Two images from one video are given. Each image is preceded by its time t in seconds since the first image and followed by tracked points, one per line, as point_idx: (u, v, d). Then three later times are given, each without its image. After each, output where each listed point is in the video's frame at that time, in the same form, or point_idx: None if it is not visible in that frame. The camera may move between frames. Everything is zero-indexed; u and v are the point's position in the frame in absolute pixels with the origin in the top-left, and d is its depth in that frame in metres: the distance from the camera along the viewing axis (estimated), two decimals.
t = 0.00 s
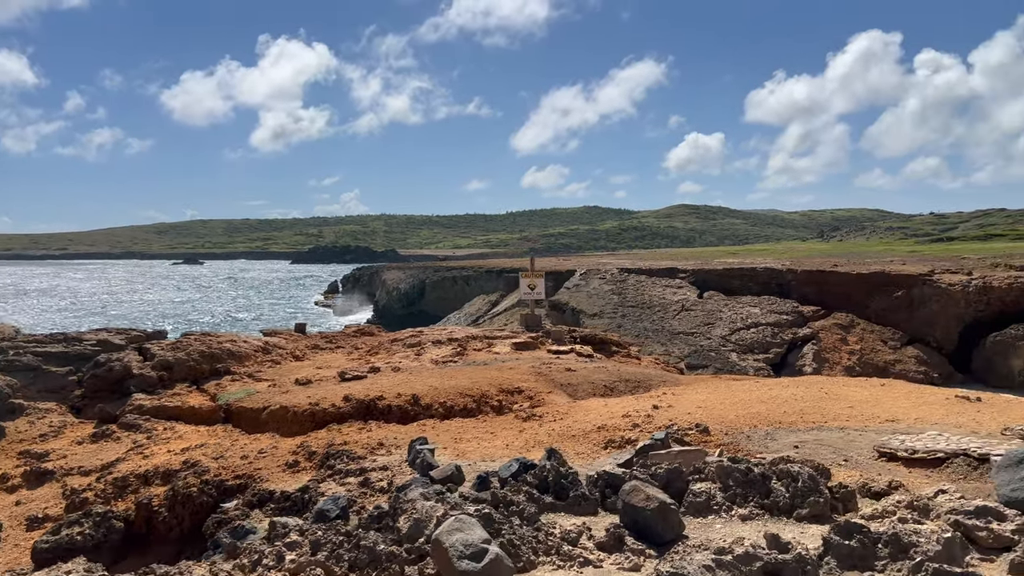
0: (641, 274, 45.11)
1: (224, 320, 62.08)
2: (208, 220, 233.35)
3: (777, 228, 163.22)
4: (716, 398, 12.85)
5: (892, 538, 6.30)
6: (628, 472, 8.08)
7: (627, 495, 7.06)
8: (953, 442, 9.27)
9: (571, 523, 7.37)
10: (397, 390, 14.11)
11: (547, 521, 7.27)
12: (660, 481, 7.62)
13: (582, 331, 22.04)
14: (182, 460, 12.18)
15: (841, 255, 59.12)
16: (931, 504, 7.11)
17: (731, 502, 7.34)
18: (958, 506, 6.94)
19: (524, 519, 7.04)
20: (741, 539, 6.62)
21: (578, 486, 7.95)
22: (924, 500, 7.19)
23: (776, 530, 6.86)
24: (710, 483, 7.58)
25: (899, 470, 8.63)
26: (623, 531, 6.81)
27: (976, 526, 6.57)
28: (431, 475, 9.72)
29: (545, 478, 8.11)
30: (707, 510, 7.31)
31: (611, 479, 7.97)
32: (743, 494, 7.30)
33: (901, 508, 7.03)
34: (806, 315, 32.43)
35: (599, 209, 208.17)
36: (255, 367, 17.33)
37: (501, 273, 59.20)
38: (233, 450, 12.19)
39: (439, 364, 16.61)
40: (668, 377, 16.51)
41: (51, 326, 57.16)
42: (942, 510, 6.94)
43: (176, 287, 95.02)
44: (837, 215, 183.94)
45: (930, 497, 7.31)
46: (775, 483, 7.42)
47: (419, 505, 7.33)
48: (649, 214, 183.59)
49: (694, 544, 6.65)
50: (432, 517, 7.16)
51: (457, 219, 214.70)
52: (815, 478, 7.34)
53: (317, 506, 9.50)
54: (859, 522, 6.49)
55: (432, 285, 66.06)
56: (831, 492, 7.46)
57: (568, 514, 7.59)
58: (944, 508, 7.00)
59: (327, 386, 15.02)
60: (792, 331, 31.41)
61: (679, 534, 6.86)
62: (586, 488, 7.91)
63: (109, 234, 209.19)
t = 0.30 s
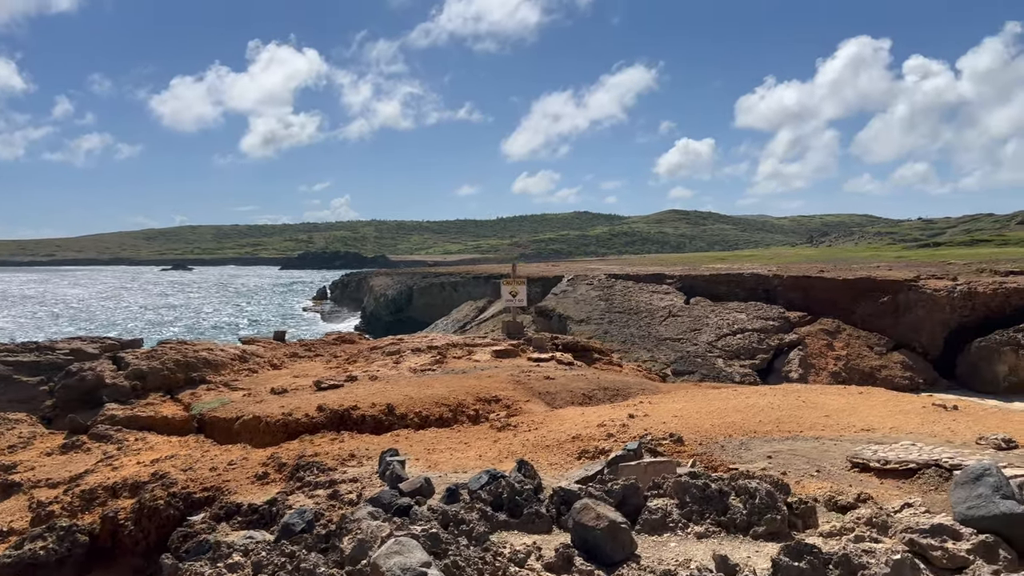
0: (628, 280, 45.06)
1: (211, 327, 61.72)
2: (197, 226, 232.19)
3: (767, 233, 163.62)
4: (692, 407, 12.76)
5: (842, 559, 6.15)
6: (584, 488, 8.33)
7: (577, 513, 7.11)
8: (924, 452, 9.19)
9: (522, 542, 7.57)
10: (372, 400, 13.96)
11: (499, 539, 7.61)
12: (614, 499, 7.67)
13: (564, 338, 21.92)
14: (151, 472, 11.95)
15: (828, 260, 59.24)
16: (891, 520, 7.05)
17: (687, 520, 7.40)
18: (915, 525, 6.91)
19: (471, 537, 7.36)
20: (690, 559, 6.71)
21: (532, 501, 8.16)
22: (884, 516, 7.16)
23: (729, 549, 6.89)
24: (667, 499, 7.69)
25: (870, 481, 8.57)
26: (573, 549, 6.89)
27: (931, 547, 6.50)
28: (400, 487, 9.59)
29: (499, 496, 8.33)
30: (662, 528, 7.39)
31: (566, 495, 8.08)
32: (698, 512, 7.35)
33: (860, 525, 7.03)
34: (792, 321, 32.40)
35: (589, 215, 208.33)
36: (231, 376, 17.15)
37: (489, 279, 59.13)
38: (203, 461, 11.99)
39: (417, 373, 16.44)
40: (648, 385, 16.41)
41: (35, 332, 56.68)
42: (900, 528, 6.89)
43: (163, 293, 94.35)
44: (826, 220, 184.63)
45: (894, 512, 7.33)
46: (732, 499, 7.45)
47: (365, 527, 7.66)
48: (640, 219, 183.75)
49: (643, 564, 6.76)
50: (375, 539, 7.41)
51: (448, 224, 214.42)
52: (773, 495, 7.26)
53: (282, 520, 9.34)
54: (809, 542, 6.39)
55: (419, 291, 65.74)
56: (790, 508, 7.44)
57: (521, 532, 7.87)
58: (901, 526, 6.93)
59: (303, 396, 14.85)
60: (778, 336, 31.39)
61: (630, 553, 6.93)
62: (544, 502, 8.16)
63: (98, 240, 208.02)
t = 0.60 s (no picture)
0: (619, 288, 44.99)
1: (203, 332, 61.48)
2: (190, 231, 231.50)
3: (760, 241, 163.85)
4: (674, 416, 12.63)
5: None
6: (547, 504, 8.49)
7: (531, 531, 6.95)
8: (903, 464, 9.06)
9: (477, 560, 7.78)
10: (351, 409, 13.78)
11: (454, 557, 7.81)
12: (574, 516, 7.63)
13: (550, 346, 21.79)
14: (123, 481, 11.75)
15: (821, 268, 59.26)
16: (856, 538, 6.95)
17: (648, 537, 7.28)
18: (879, 544, 6.79)
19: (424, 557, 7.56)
20: None
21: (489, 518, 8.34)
22: (850, 533, 7.05)
23: (688, 569, 6.79)
24: (629, 515, 7.60)
25: (848, 494, 8.45)
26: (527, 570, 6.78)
27: (893, 567, 6.32)
28: (373, 498, 9.45)
29: (458, 511, 8.53)
30: (624, 545, 7.29)
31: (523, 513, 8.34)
32: (660, 529, 7.22)
33: (826, 544, 6.93)
34: (783, 328, 32.32)
35: (584, 222, 208.48)
36: (212, 383, 16.97)
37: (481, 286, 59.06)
38: (176, 471, 11.80)
39: (399, 381, 16.27)
40: (632, 394, 16.27)
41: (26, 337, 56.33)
42: (865, 546, 6.77)
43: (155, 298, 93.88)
44: (820, 228, 185.10)
45: (864, 528, 7.22)
46: (696, 515, 7.33)
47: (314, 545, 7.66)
48: (634, 226, 183.92)
49: None
50: (323, 556, 7.38)
51: (442, 231, 214.26)
52: (736, 512, 7.15)
53: (251, 532, 9.17)
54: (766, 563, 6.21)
55: (411, 297, 65.38)
56: (756, 525, 7.33)
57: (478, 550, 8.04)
58: (866, 544, 6.83)
59: (281, 404, 14.67)
60: (768, 344, 31.31)
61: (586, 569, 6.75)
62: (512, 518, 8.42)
63: (92, 246, 207.15)
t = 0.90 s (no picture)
0: (614, 297, 44.85)
1: (197, 338, 61.20)
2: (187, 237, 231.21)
3: (757, 251, 163.92)
4: (657, 429, 12.44)
5: None
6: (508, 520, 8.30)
7: (483, 554, 7.13)
8: (885, 480, 8.89)
9: None
10: (330, 418, 13.58)
11: None
12: (532, 536, 7.58)
13: (538, 355, 21.60)
14: (95, 490, 11.53)
15: (816, 279, 59.12)
16: (823, 561, 6.74)
17: (608, 559, 7.11)
18: (846, 569, 6.62)
19: None
20: None
21: (445, 538, 8.09)
22: (817, 555, 6.86)
23: None
24: (590, 535, 7.43)
25: (827, 511, 8.26)
26: None
27: None
28: (344, 511, 9.26)
29: (413, 530, 8.28)
30: (582, 566, 7.11)
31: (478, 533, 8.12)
32: (620, 551, 7.09)
33: (791, 566, 6.75)
34: (776, 339, 32.16)
35: (581, 231, 208.53)
36: (193, 391, 16.76)
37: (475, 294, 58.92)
38: (149, 480, 11.57)
39: (383, 390, 16.06)
40: (618, 405, 16.09)
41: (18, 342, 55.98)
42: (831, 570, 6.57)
43: (151, 304, 93.57)
44: (817, 239, 185.33)
45: (837, 548, 7.06)
46: (658, 536, 7.24)
47: (256, 564, 7.67)
48: (631, 235, 183.98)
49: None
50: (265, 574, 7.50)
51: (439, 238, 214.19)
52: (698, 533, 7.05)
53: (218, 546, 8.98)
54: None
55: (405, 305, 65.28)
56: (721, 546, 7.22)
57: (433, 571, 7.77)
58: (831, 569, 6.65)
59: (261, 413, 14.47)
60: (762, 355, 31.16)
61: None
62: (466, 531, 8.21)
63: (88, 250, 206.76)
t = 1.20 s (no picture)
0: (609, 305, 44.66)
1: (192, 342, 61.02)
2: (186, 241, 230.92)
3: (756, 260, 163.92)
4: (640, 440, 12.25)
5: None
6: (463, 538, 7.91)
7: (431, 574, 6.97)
8: (868, 496, 8.69)
9: None
10: (310, 426, 13.38)
11: None
12: (488, 555, 7.42)
13: (528, 363, 21.41)
14: (66, 497, 11.31)
15: (813, 290, 58.96)
16: None
17: None
18: None
19: None
20: None
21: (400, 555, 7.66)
22: None
23: None
24: (549, 556, 7.33)
25: (808, 528, 8.06)
26: None
27: None
28: (315, 523, 9.05)
29: (366, 548, 7.95)
30: None
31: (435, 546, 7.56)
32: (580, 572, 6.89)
33: None
34: (772, 349, 31.96)
35: (580, 239, 208.48)
36: (175, 396, 16.55)
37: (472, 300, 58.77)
38: (122, 487, 11.36)
39: (367, 398, 15.86)
40: (604, 415, 15.89)
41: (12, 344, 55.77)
42: None
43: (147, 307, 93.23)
44: (815, 249, 185.31)
45: (810, 570, 6.84)
46: (619, 557, 7.06)
47: None
48: (630, 243, 183.88)
49: None
50: None
51: (439, 244, 214.11)
52: (659, 555, 6.97)
53: (184, 557, 8.76)
54: None
55: (401, 310, 65.12)
56: (687, 568, 7.01)
57: None
58: None
59: (241, 420, 14.26)
60: (756, 365, 30.94)
61: None
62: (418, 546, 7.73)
63: (87, 252, 206.47)
